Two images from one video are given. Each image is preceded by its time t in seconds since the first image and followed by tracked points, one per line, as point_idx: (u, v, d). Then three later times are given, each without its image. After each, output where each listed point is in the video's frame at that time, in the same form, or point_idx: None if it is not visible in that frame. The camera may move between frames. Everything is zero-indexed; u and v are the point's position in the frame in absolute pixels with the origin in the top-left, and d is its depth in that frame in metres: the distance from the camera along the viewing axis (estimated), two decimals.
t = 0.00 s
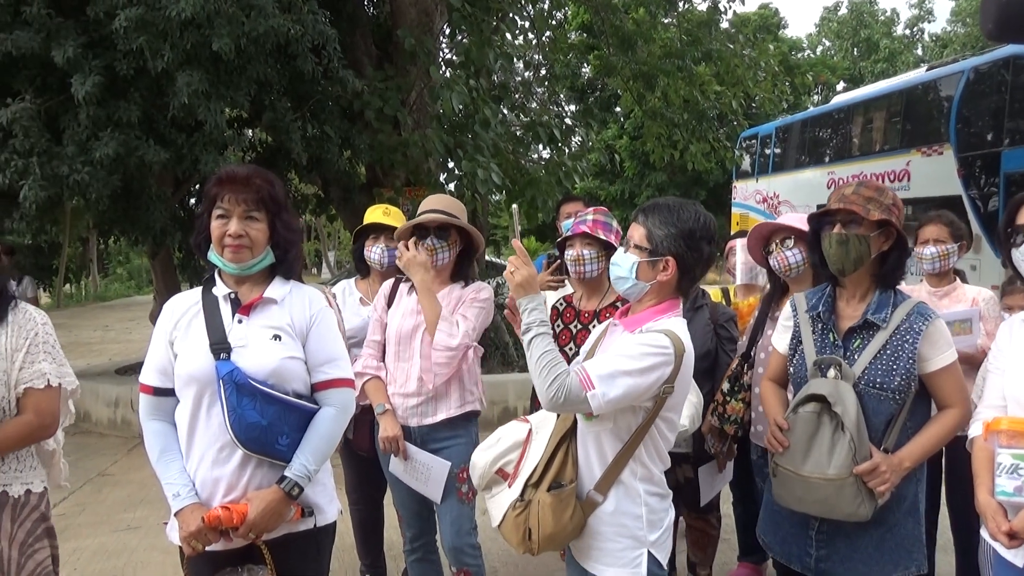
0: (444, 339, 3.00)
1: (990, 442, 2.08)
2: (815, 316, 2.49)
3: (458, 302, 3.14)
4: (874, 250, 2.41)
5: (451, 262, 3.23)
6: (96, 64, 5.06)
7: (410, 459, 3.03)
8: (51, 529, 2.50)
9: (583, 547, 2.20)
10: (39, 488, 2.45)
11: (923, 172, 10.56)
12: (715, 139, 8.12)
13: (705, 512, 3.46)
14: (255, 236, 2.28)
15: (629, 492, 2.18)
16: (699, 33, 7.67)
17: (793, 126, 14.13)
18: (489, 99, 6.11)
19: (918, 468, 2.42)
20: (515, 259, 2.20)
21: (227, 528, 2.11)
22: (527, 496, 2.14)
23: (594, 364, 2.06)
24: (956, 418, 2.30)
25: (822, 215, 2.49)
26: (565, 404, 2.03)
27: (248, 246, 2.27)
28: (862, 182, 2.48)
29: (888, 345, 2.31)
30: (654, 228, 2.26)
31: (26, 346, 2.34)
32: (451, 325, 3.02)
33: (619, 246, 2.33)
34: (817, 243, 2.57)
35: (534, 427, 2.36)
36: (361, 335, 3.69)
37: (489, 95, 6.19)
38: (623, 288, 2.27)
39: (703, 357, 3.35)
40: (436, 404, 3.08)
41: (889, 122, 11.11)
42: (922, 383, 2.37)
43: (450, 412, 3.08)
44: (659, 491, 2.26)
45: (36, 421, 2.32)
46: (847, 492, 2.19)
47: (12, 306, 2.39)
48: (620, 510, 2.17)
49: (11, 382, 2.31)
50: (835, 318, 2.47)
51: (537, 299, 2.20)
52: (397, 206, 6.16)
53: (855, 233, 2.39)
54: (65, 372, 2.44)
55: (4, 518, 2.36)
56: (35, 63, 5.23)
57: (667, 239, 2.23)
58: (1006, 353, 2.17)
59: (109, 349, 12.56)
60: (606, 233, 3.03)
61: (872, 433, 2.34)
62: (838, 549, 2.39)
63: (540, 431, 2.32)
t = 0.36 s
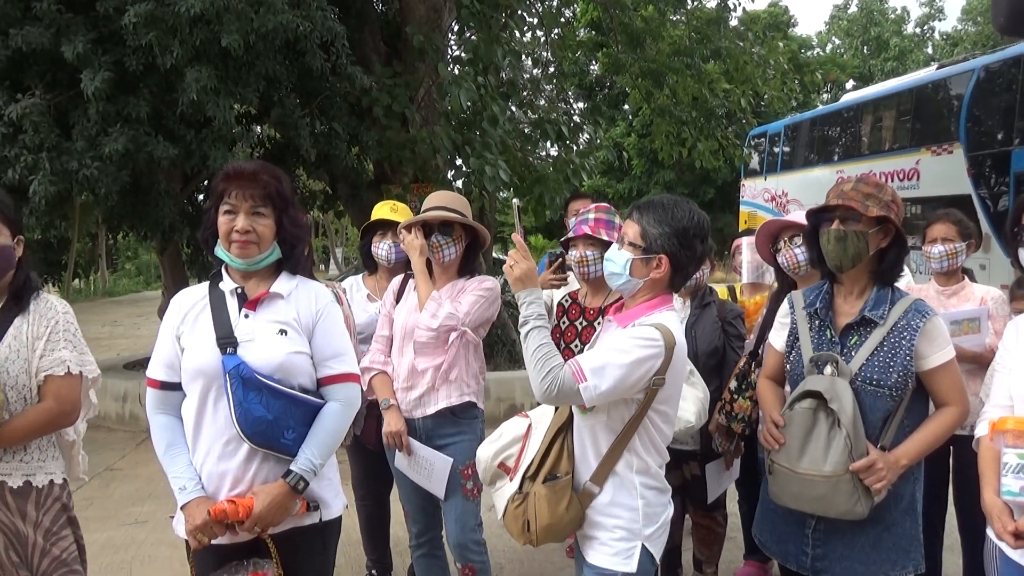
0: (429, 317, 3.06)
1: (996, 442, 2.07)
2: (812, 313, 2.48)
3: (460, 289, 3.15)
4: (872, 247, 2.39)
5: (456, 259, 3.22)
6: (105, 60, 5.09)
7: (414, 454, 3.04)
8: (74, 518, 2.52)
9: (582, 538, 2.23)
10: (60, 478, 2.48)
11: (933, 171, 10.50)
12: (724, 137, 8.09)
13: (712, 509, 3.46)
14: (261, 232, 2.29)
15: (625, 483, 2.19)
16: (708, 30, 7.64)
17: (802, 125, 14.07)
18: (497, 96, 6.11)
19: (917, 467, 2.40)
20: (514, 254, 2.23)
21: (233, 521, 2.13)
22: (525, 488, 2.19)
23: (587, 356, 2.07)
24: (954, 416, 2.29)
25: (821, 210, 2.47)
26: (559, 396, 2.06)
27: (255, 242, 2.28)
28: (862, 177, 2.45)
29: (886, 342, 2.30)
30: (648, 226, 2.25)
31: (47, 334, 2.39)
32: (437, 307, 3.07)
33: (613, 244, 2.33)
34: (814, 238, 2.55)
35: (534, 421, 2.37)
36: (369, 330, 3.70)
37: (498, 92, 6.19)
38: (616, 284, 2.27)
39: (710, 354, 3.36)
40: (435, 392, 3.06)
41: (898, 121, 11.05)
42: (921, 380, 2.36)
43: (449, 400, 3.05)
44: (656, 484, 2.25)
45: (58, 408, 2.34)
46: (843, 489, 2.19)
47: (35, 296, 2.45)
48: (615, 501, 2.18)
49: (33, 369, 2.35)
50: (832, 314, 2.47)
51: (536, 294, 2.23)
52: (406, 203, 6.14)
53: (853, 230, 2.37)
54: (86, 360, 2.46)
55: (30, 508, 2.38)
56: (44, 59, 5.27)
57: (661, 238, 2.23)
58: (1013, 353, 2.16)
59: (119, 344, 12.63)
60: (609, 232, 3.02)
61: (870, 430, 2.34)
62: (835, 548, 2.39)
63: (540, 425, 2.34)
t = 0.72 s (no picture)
0: (434, 306, 3.06)
1: (1006, 439, 2.06)
2: (808, 309, 2.49)
3: (466, 285, 3.15)
4: (866, 239, 2.37)
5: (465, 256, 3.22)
6: (114, 58, 5.10)
7: (422, 451, 3.05)
8: (99, 516, 2.52)
9: (587, 535, 2.25)
10: (90, 473, 2.49)
11: (942, 167, 10.45)
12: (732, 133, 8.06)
13: (720, 505, 3.46)
14: (268, 228, 2.30)
15: (626, 479, 2.18)
16: (716, 25, 7.62)
17: (810, 120, 14.00)
18: (505, 92, 6.11)
19: (915, 463, 2.39)
20: (521, 247, 2.26)
21: (244, 517, 2.14)
22: (529, 479, 2.25)
23: (588, 350, 2.09)
24: (951, 411, 2.27)
25: (819, 196, 2.44)
26: (559, 389, 2.09)
27: (262, 239, 2.29)
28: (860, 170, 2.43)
29: (881, 337, 2.29)
30: (658, 218, 2.25)
31: (77, 327, 2.42)
32: (442, 296, 3.07)
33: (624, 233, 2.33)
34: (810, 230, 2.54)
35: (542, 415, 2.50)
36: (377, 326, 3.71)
37: (505, 88, 6.19)
38: (624, 275, 2.26)
39: (719, 351, 3.34)
40: (443, 385, 3.08)
41: (908, 116, 10.98)
42: (918, 375, 2.34)
43: (457, 394, 3.07)
44: (659, 482, 2.22)
45: (86, 401, 2.35)
46: (839, 486, 2.19)
47: (66, 291, 2.50)
48: (616, 497, 2.18)
49: (64, 362, 2.38)
50: (828, 310, 2.46)
51: (541, 288, 2.26)
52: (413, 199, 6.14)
53: (847, 220, 2.35)
54: (116, 355, 2.48)
55: (57, 502, 2.40)
56: (53, 57, 5.28)
57: (670, 230, 2.23)
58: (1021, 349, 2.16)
59: (128, 340, 12.69)
60: (616, 227, 3.02)
61: (866, 426, 2.33)
62: (833, 545, 2.38)
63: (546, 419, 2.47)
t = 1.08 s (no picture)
0: (451, 313, 3.02)
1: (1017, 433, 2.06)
2: (804, 304, 2.48)
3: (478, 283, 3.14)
4: (853, 233, 2.33)
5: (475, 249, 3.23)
6: (125, 51, 5.11)
7: (431, 444, 3.05)
8: (122, 509, 2.55)
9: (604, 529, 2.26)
10: (113, 466, 2.53)
11: (954, 162, 10.38)
12: (743, 128, 8.04)
13: (729, 500, 3.46)
14: (279, 221, 2.31)
15: (642, 474, 2.19)
16: (727, 19, 7.58)
17: (821, 115, 13.93)
18: (515, 87, 6.11)
19: (911, 459, 2.38)
20: (538, 237, 2.28)
21: (255, 510, 2.15)
22: (547, 474, 2.29)
23: (602, 342, 2.09)
24: (948, 406, 2.26)
25: (813, 191, 2.46)
26: (572, 378, 2.13)
27: (272, 232, 2.30)
28: (855, 167, 2.42)
29: (876, 331, 2.27)
30: (679, 210, 2.24)
31: (102, 320, 2.43)
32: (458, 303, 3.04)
33: (645, 223, 2.33)
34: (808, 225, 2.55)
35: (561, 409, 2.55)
36: (388, 320, 3.73)
37: (515, 82, 6.18)
38: (642, 266, 2.28)
39: (730, 345, 3.32)
40: (454, 382, 3.08)
41: (919, 111, 10.91)
42: (915, 369, 2.33)
43: (468, 391, 3.07)
44: (678, 478, 2.21)
45: (112, 393, 2.37)
46: (833, 479, 2.18)
47: (92, 283, 2.52)
48: (634, 492, 2.19)
49: (89, 356, 2.40)
50: (824, 304, 2.45)
51: (559, 276, 2.27)
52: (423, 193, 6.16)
53: (833, 214, 2.33)
54: (142, 347, 2.49)
55: (80, 495, 2.42)
56: (64, 51, 5.30)
57: (690, 223, 2.21)
58: None
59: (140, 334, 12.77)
60: (625, 221, 3.00)
61: (861, 421, 2.32)
62: (830, 540, 2.37)
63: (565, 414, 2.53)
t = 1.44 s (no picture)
0: (456, 298, 3.06)
1: None
2: (800, 300, 2.48)
3: (487, 273, 3.17)
4: (845, 232, 2.33)
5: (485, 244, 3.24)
6: (136, 45, 5.14)
7: (439, 438, 3.07)
8: (133, 503, 2.57)
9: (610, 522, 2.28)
10: (127, 457, 2.56)
11: (965, 159, 10.33)
12: (753, 124, 8.02)
13: (736, 496, 3.46)
14: (287, 213, 2.32)
15: (644, 469, 2.19)
16: (737, 15, 7.55)
17: (831, 112, 13.86)
18: (524, 82, 6.11)
19: (906, 457, 2.37)
20: (546, 228, 2.32)
21: (262, 503, 2.16)
22: (553, 466, 2.35)
23: (604, 336, 2.11)
24: (943, 404, 2.25)
25: (809, 186, 2.45)
26: (573, 370, 2.17)
27: (281, 224, 2.31)
28: (850, 163, 2.41)
29: (873, 328, 2.27)
30: (689, 204, 2.24)
31: (117, 310, 2.45)
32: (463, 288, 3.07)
33: (656, 217, 2.35)
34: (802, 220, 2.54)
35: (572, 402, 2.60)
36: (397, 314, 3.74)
37: (524, 78, 6.18)
38: (651, 260, 2.30)
39: (737, 341, 3.33)
40: (462, 374, 3.09)
41: (930, 107, 10.85)
42: (912, 367, 2.32)
43: (475, 383, 3.07)
44: (682, 475, 2.19)
45: (131, 383, 2.40)
46: (827, 475, 2.17)
47: (106, 274, 2.54)
48: (635, 486, 2.20)
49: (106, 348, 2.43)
50: (820, 301, 2.45)
51: (564, 268, 2.31)
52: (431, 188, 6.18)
53: (825, 212, 2.34)
54: (157, 336, 2.52)
55: (92, 488, 2.44)
56: (75, 44, 5.32)
57: (699, 217, 2.21)
58: None
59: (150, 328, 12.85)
60: (634, 215, 3.05)
61: (856, 418, 2.32)
62: (823, 539, 2.37)
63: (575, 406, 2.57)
